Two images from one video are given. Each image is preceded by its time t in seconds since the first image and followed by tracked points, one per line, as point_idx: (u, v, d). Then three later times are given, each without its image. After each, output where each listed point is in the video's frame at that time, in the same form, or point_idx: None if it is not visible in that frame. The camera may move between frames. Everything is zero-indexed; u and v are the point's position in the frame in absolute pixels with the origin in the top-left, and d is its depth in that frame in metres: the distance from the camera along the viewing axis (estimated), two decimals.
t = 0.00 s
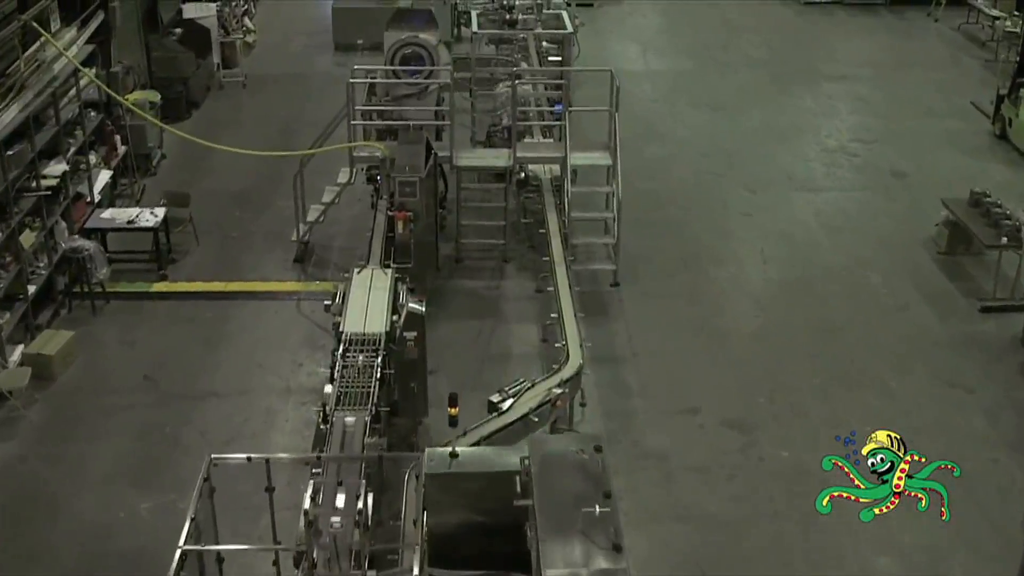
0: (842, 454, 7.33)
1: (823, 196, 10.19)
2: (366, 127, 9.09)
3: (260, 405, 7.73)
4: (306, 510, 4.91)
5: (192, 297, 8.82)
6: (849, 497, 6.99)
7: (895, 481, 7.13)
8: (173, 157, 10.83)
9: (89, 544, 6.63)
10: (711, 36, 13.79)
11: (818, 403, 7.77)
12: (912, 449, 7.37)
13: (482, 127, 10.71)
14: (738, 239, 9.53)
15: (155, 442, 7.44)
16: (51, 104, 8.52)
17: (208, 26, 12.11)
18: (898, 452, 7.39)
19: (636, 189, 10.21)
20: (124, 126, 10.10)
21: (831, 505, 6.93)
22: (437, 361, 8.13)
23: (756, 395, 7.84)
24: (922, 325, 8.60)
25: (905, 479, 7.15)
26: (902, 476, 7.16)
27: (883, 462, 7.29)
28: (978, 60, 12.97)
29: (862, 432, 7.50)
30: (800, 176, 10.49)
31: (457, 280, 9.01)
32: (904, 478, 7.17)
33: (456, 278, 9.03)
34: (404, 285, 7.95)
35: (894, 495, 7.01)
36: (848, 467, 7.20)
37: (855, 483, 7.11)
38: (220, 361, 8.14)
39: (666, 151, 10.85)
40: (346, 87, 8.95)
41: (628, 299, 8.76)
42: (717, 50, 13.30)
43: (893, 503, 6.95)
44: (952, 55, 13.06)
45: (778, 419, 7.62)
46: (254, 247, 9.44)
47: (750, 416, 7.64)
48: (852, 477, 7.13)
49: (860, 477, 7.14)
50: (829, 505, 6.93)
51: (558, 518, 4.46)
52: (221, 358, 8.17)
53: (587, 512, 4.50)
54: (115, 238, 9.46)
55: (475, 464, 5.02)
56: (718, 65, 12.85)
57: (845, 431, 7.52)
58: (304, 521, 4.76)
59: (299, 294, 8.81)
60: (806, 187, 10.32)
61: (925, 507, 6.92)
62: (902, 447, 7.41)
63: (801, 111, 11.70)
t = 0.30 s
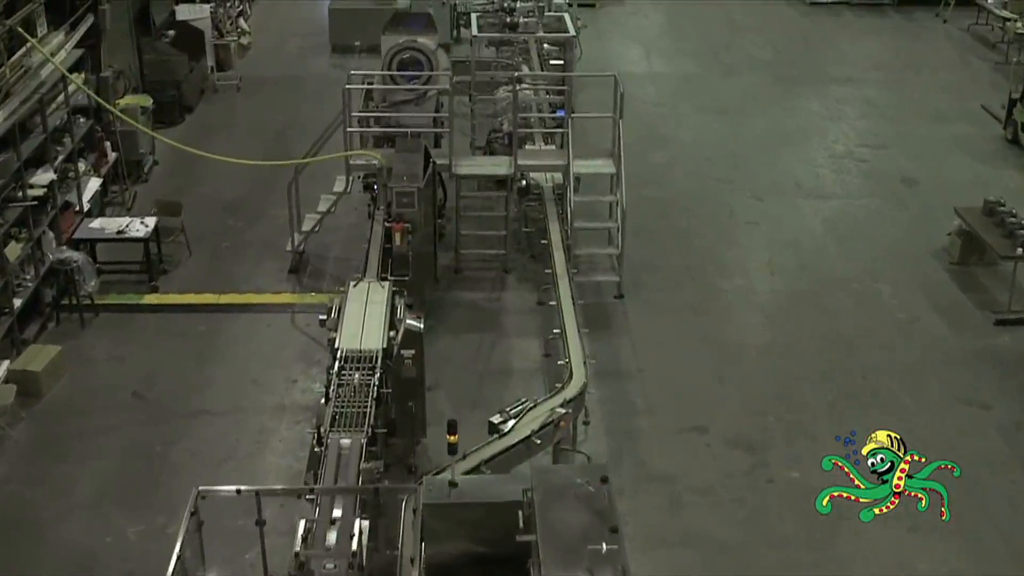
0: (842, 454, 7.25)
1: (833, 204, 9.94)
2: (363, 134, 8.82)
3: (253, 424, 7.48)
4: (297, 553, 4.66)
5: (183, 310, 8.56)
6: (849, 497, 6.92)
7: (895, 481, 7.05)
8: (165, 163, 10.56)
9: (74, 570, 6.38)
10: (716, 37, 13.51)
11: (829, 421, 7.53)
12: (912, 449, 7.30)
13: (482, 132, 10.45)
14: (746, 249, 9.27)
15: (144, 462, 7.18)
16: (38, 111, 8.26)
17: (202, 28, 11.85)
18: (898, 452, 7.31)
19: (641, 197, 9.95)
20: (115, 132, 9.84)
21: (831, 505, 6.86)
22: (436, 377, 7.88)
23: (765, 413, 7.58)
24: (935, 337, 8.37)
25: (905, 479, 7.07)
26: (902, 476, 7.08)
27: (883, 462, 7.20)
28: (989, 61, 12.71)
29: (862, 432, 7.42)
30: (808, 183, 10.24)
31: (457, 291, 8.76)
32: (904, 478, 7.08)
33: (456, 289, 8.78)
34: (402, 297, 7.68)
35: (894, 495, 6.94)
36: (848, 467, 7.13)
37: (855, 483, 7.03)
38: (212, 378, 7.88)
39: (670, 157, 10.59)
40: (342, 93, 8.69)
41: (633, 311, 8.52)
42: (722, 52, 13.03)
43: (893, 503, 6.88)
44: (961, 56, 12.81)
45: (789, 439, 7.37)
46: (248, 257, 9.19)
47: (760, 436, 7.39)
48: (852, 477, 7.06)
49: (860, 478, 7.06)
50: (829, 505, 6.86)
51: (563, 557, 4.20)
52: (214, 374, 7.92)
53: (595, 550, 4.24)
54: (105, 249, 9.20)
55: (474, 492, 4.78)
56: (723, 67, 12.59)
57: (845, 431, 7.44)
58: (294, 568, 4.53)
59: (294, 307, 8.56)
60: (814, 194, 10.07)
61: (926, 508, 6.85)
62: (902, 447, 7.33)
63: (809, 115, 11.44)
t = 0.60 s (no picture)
0: (842, 454, 7.15)
1: (843, 213, 9.66)
2: (359, 142, 8.53)
3: (245, 446, 7.20)
4: None
5: (173, 325, 8.28)
6: (849, 497, 6.83)
7: (895, 481, 6.96)
8: (156, 171, 10.28)
9: None
10: (721, 39, 13.20)
11: (843, 442, 7.25)
12: (912, 449, 7.20)
13: (483, 139, 10.16)
14: (754, 261, 8.99)
15: (130, 486, 6.90)
16: (22, 120, 7.96)
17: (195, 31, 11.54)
18: (898, 452, 7.22)
19: (646, 206, 9.66)
20: (104, 139, 9.54)
21: (831, 505, 6.77)
22: (435, 396, 7.60)
23: (776, 434, 7.30)
24: (951, 351, 8.10)
25: (905, 479, 6.98)
26: (902, 476, 6.98)
27: (883, 462, 7.11)
28: (1001, 64, 12.42)
29: (862, 432, 7.32)
30: (817, 191, 9.96)
31: (456, 306, 8.47)
32: (904, 478, 6.99)
33: (456, 302, 8.51)
34: (400, 314, 7.39)
35: (894, 495, 6.85)
36: (848, 467, 7.03)
37: (855, 483, 6.93)
38: (202, 398, 7.59)
39: (676, 164, 10.31)
40: (338, 101, 8.39)
41: (638, 327, 8.24)
42: (727, 55, 12.73)
43: (893, 503, 6.79)
44: (973, 59, 12.53)
45: (801, 461, 7.09)
46: (241, 269, 8.90)
47: (771, 458, 7.11)
48: (852, 477, 6.96)
49: (860, 477, 6.97)
50: (829, 505, 6.77)
51: None
52: (204, 394, 7.63)
53: None
54: (93, 260, 8.92)
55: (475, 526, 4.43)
56: (730, 71, 12.28)
57: (845, 431, 7.33)
58: None
59: (288, 322, 8.27)
60: (824, 203, 9.78)
61: (926, 508, 6.76)
62: (902, 447, 7.23)
63: (817, 120, 11.16)
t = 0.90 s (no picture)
0: (842, 454, 7.07)
1: (853, 222, 9.41)
2: (356, 151, 8.28)
3: (237, 468, 6.96)
4: None
5: (164, 340, 8.04)
6: (849, 497, 6.76)
7: (895, 481, 6.89)
8: (149, 179, 10.03)
9: None
10: (726, 41, 12.95)
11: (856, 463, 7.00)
12: (912, 449, 7.12)
13: (483, 145, 9.90)
14: (762, 272, 8.75)
15: (118, 509, 6.65)
16: (8, 129, 7.70)
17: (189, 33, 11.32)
18: (898, 452, 7.14)
19: (651, 215, 9.42)
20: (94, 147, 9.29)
21: (831, 505, 6.70)
22: (433, 415, 7.35)
23: (788, 455, 7.05)
24: (965, 366, 7.88)
25: (905, 479, 6.91)
26: (902, 476, 6.91)
27: (882, 462, 7.03)
28: (1012, 66, 12.18)
29: (862, 432, 7.24)
30: (826, 200, 9.71)
31: (456, 319, 8.23)
32: (904, 478, 6.92)
33: (455, 316, 8.26)
34: (397, 331, 7.16)
35: (894, 495, 6.78)
36: (848, 467, 6.95)
37: (855, 483, 6.86)
38: (193, 416, 7.35)
39: (681, 171, 10.07)
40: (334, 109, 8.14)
41: (644, 342, 7.99)
42: (732, 58, 12.47)
43: (893, 503, 6.72)
44: (983, 62, 12.29)
45: (813, 483, 6.84)
46: (234, 282, 8.66)
47: (782, 481, 6.85)
48: (852, 477, 6.88)
49: (860, 477, 6.89)
50: (829, 505, 6.70)
51: None
52: (195, 412, 7.40)
53: None
54: (83, 272, 8.67)
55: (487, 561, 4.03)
56: (736, 74, 12.03)
57: (845, 431, 7.25)
58: None
59: (282, 337, 8.03)
60: (833, 211, 9.54)
61: (925, 508, 6.70)
62: (902, 447, 7.15)
63: (825, 125, 10.92)
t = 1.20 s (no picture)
0: (842, 454, 6.98)
1: (862, 231, 9.17)
2: (353, 160, 8.03)
3: (227, 492, 6.71)
4: None
5: (154, 356, 7.79)
6: (849, 497, 6.66)
7: (895, 481, 6.79)
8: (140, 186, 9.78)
9: None
10: (731, 44, 12.71)
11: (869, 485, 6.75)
12: (912, 449, 7.03)
13: (484, 153, 9.66)
14: (770, 284, 8.51)
15: (104, 533, 6.41)
16: None
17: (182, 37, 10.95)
18: (898, 452, 7.04)
19: (657, 224, 9.18)
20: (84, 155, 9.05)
21: (831, 505, 6.60)
22: (432, 435, 7.10)
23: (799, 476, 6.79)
24: (979, 380, 7.64)
25: (905, 479, 6.81)
26: (902, 476, 6.81)
27: (883, 462, 6.93)
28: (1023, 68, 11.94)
29: (862, 432, 7.14)
30: (836, 209, 9.46)
31: (456, 334, 7.98)
32: (904, 478, 6.82)
33: (454, 330, 8.02)
34: (395, 348, 6.91)
35: (894, 495, 6.68)
36: (848, 466, 6.86)
37: (855, 483, 6.76)
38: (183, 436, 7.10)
39: (686, 178, 9.83)
40: (330, 117, 7.89)
41: (649, 358, 7.75)
42: (737, 61, 12.22)
43: (893, 503, 6.63)
44: (994, 64, 12.05)
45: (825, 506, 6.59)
46: (227, 294, 8.41)
47: (793, 503, 6.59)
48: (852, 477, 6.79)
49: (861, 477, 6.80)
50: (829, 505, 6.60)
51: None
52: (186, 431, 7.16)
53: None
54: (72, 284, 8.43)
55: None
56: (742, 77, 11.79)
57: (845, 431, 7.15)
58: None
59: (276, 353, 7.78)
60: (842, 220, 9.30)
61: (926, 507, 6.60)
62: (902, 447, 7.06)
63: (832, 131, 10.68)
